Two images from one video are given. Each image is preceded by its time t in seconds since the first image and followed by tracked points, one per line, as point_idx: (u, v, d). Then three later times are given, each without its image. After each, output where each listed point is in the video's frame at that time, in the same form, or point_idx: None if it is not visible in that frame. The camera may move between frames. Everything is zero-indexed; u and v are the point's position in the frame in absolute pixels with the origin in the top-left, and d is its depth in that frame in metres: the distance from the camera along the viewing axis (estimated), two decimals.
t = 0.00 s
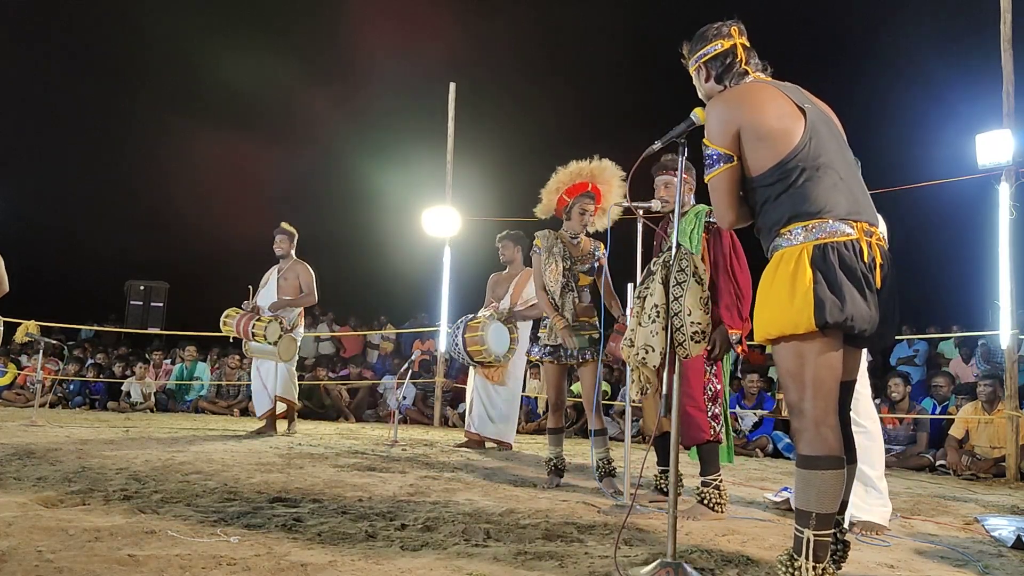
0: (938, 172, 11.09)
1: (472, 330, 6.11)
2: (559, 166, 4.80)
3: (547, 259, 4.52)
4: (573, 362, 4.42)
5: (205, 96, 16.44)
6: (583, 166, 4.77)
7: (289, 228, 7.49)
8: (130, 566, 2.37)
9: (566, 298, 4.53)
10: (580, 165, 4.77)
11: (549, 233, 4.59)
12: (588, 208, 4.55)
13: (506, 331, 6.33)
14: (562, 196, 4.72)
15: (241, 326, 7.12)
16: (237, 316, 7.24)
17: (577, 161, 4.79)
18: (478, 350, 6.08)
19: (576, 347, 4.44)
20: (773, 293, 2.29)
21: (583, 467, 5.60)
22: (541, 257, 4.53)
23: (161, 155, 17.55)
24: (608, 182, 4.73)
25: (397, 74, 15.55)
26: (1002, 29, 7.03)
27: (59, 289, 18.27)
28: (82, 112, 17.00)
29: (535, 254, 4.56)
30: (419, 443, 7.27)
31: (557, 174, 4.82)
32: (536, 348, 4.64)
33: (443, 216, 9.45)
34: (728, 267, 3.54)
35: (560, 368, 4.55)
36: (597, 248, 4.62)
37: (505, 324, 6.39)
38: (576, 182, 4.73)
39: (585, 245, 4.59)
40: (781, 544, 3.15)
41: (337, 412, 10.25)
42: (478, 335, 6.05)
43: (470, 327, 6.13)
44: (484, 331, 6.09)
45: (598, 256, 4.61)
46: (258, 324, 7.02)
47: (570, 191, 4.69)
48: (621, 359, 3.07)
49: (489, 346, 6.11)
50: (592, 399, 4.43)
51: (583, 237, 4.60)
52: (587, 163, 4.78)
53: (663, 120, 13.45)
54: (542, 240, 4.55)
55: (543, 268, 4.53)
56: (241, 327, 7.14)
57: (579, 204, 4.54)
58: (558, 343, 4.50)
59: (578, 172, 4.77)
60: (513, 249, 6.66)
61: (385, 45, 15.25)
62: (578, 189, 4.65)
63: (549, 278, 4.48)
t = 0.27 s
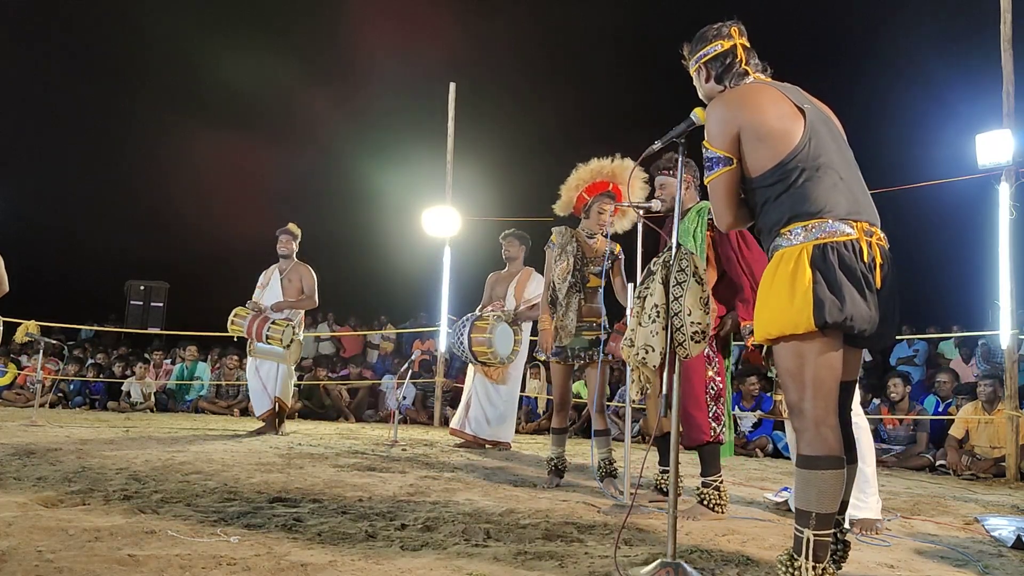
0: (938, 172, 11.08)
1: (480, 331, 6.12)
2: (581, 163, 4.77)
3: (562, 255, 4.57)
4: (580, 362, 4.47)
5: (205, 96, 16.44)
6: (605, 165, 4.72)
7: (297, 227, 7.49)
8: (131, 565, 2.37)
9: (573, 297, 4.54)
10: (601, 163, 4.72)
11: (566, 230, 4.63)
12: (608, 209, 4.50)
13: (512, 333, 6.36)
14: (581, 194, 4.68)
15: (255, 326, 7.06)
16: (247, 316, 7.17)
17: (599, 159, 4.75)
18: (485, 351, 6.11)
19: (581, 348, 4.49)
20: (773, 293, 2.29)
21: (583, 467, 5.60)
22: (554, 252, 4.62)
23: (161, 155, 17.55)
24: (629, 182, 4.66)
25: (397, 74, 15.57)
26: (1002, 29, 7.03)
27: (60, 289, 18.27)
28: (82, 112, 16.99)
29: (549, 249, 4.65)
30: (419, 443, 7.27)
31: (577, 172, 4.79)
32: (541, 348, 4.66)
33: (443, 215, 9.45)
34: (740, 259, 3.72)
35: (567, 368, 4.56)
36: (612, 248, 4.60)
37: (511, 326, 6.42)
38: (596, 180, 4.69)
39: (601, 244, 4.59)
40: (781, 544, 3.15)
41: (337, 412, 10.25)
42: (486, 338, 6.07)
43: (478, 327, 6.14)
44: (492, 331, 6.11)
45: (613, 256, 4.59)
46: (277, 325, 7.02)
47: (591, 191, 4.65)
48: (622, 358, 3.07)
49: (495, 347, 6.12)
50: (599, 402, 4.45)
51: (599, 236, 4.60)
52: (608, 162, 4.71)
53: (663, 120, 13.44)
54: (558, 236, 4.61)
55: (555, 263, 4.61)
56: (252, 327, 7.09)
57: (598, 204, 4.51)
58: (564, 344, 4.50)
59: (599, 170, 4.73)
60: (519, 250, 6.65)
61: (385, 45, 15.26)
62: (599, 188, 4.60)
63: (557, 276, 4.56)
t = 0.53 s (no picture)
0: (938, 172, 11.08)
1: (482, 336, 6.14)
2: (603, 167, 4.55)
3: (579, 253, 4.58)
4: (590, 363, 4.49)
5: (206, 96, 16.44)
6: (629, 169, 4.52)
7: (304, 230, 7.52)
8: (131, 565, 2.37)
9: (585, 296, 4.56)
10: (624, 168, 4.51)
11: (583, 228, 4.64)
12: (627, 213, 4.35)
13: (514, 337, 6.37)
14: (602, 195, 4.45)
15: (274, 329, 7.09)
16: (264, 317, 7.13)
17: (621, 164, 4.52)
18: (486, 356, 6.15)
19: (593, 350, 4.52)
20: (773, 293, 2.29)
21: (583, 467, 5.60)
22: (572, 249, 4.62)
23: (162, 155, 17.56)
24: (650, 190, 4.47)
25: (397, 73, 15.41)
26: (1002, 29, 7.03)
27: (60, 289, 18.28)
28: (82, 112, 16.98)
29: (565, 246, 4.67)
30: (419, 443, 7.27)
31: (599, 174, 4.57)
32: (553, 348, 4.68)
33: (443, 216, 9.45)
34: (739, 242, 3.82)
35: (573, 368, 4.56)
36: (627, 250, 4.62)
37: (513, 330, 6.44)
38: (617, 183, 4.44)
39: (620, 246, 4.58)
40: (781, 544, 3.15)
41: (337, 412, 10.25)
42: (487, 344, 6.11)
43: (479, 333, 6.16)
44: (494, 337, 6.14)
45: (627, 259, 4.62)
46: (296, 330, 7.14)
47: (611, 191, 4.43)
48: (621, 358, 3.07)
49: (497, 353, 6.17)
50: (605, 404, 4.49)
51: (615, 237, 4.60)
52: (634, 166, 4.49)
53: (663, 120, 13.42)
54: (576, 233, 4.62)
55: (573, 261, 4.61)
56: (269, 329, 7.10)
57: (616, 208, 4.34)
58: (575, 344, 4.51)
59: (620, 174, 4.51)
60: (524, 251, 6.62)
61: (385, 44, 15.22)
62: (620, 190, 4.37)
63: (573, 272, 4.56)
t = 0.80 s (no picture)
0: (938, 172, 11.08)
1: (479, 335, 6.17)
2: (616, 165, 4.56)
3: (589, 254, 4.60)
4: (598, 364, 4.48)
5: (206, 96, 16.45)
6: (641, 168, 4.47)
7: (308, 231, 7.54)
8: (131, 565, 2.37)
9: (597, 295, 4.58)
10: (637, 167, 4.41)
11: (592, 227, 4.70)
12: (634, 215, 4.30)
13: (511, 336, 6.41)
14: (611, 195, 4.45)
15: (285, 327, 7.08)
16: (273, 315, 7.09)
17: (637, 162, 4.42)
18: (483, 355, 6.19)
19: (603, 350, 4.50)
20: (774, 293, 2.29)
21: (583, 467, 5.60)
22: (583, 250, 4.62)
23: (162, 155, 17.57)
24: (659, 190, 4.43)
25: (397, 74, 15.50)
26: (1002, 29, 7.03)
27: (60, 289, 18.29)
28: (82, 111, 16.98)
29: (575, 246, 4.66)
30: (419, 443, 7.26)
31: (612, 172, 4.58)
32: (561, 348, 4.70)
33: (443, 215, 9.45)
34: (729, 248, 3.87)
35: (579, 368, 4.58)
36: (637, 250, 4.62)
37: (511, 329, 6.50)
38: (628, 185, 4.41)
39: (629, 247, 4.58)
40: (781, 545, 3.16)
41: (337, 412, 10.25)
42: (484, 342, 6.14)
43: (476, 331, 6.19)
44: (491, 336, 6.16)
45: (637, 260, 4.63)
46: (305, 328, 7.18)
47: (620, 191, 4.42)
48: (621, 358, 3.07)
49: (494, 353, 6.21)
50: (610, 404, 4.50)
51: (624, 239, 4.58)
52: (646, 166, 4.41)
53: (662, 120, 13.41)
54: (585, 234, 4.64)
55: (586, 262, 4.62)
56: (278, 326, 7.09)
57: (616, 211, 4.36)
58: (587, 344, 4.54)
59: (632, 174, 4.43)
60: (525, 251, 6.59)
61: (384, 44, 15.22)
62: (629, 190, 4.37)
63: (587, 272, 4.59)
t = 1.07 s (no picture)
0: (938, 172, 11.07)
1: (475, 336, 6.17)
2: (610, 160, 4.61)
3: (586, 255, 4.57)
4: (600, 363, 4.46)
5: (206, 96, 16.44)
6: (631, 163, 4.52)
7: (303, 230, 7.55)
8: (130, 565, 2.37)
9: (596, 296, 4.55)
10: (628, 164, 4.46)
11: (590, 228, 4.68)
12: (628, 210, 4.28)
13: (508, 336, 6.43)
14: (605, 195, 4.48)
15: (285, 327, 7.04)
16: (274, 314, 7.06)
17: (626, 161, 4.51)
18: (480, 357, 6.19)
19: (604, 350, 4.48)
20: (778, 294, 2.29)
21: (583, 467, 5.60)
22: (581, 251, 4.60)
23: (162, 155, 17.57)
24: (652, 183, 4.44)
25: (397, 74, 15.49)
26: (1002, 29, 7.03)
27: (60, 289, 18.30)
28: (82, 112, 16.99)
29: (573, 247, 4.65)
30: (419, 443, 7.26)
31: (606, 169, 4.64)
32: (563, 347, 4.69)
33: (442, 216, 9.45)
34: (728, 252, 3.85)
35: (579, 367, 4.58)
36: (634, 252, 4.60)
37: (508, 330, 6.48)
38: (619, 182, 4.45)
39: (627, 245, 4.55)
40: (781, 545, 3.16)
41: (337, 412, 10.25)
42: (480, 343, 6.14)
43: (472, 333, 6.19)
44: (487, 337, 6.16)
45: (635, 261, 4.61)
46: (306, 327, 7.14)
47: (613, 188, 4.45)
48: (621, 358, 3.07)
49: (491, 354, 6.22)
50: (610, 403, 4.53)
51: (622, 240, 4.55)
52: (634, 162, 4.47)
53: (662, 120, 13.40)
54: (583, 235, 4.61)
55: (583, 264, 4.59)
56: (278, 326, 7.05)
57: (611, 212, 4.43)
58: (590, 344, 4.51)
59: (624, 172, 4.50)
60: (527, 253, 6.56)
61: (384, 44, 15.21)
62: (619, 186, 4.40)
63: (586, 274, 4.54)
